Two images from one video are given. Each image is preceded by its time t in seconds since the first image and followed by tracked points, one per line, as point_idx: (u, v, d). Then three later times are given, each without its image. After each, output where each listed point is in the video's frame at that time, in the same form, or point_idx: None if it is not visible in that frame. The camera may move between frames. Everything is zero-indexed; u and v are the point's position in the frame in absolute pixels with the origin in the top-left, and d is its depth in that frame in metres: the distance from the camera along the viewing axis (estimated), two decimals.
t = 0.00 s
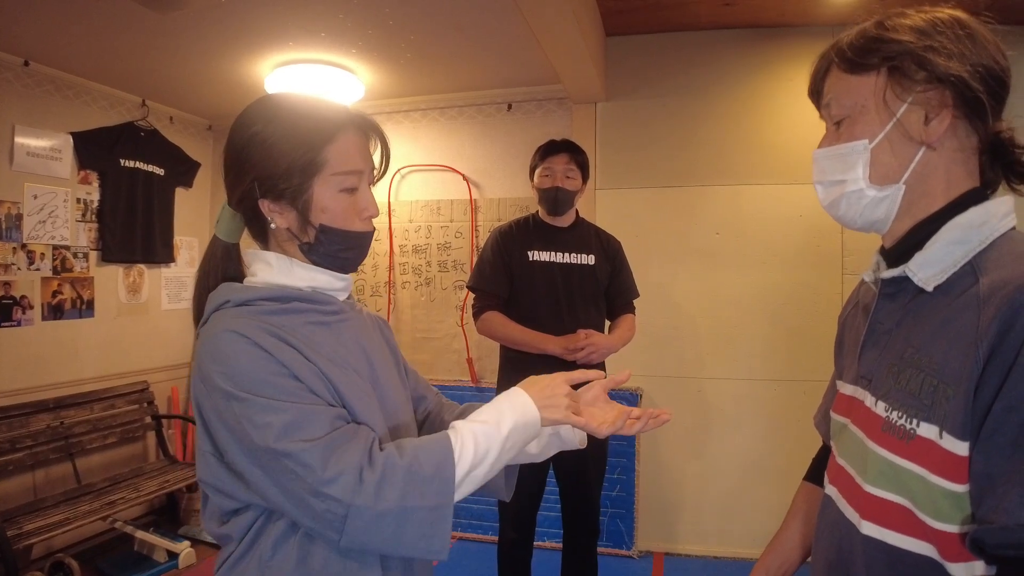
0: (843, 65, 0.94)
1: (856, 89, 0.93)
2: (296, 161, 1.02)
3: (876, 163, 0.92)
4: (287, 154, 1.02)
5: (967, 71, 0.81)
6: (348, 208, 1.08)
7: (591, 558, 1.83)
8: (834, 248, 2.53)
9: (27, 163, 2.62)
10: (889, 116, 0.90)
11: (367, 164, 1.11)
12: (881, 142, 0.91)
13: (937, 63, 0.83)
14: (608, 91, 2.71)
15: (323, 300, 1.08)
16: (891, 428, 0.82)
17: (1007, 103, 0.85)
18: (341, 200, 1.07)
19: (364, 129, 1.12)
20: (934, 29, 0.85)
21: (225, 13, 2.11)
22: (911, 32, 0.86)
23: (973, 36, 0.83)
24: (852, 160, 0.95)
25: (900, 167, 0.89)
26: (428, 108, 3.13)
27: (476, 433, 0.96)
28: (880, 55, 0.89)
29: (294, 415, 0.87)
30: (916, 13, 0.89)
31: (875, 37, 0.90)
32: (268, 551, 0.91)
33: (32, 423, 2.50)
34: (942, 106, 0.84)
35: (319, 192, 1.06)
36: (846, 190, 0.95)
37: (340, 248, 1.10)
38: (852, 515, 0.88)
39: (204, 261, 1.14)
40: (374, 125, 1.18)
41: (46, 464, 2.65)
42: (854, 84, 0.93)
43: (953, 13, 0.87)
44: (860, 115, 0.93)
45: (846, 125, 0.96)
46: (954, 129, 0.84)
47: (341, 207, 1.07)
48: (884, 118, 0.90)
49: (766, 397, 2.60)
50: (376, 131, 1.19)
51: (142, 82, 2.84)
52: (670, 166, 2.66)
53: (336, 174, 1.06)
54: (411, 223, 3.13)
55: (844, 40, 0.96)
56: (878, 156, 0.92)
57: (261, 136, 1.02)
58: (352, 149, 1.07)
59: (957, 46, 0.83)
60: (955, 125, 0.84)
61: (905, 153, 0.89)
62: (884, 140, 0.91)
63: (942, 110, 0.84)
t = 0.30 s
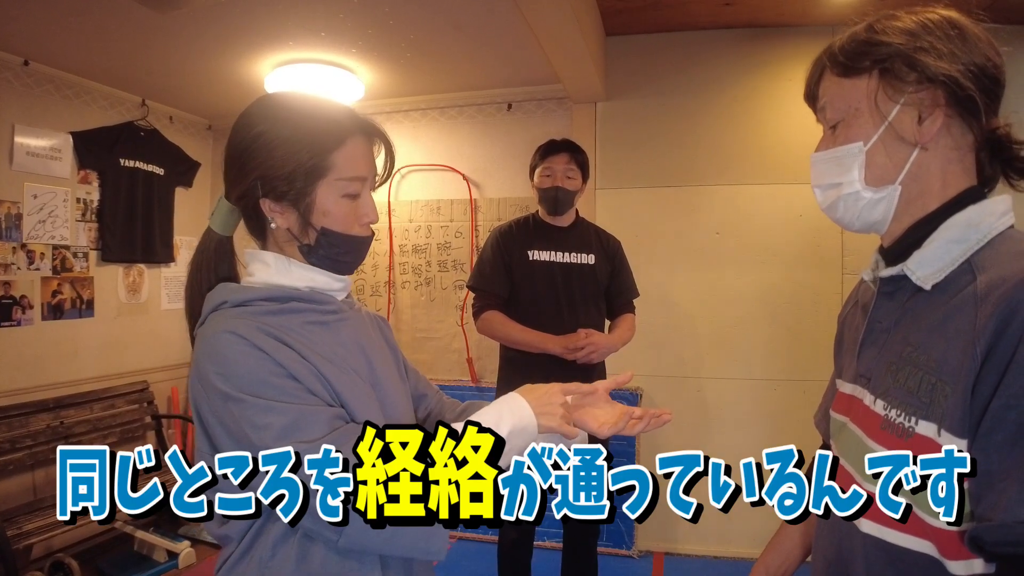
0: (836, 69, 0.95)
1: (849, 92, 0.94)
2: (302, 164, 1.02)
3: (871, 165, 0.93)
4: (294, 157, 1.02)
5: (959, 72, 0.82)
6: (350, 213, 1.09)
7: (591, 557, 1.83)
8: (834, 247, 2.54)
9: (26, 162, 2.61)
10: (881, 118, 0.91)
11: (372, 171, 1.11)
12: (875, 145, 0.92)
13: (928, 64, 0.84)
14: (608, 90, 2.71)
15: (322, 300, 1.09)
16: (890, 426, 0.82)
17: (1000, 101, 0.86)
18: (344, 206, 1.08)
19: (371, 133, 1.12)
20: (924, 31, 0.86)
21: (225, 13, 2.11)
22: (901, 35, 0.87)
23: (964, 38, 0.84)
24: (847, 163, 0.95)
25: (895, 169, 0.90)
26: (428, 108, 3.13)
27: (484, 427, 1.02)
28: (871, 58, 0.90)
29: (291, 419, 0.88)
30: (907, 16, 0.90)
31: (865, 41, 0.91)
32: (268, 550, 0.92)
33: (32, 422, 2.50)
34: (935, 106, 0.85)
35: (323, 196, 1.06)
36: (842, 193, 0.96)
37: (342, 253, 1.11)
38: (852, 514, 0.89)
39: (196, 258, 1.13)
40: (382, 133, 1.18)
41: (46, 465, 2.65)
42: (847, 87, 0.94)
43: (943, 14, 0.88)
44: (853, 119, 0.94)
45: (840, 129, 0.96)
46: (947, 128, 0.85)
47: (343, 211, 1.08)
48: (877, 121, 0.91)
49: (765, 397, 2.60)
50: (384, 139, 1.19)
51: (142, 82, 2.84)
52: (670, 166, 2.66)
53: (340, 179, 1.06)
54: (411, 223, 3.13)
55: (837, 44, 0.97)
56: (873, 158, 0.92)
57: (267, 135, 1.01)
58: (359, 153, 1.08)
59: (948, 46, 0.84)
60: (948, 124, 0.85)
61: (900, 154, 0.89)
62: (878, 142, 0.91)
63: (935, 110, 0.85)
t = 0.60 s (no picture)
0: (835, 71, 0.95)
1: (848, 94, 0.94)
2: (306, 166, 1.02)
3: (870, 167, 0.93)
4: (298, 158, 1.01)
5: (959, 74, 0.82)
6: (352, 214, 1.09)
7: (591, 557, 1.83)
8: (833, 248, 2.54)
9: (27, 162, 2.61)
10: (880, 120, 0.91)
11: (375, 172, 1.11)
12: (875, 146, 0.92)
13: (927, 66, 0.84)
14: (609, 91, 2.71)
15: (321, 301, 1.09)
16: (889, 427, 0.83)
17: (999, 103, 0.86)
18: (346, 207, 1.07)
19: (375, 135, 1.12)
20: (924, 33, 0.86)
21: (225, 13, 2.10)
22: (900, 37, 0.87)
23: (964, 40, 0.84)
24: (846, 165, 0.95)
25: (894, 171, 0.90)
26: (428, 108, 3.13)
27: (484, 428, 1.02)
28: (871, 60, 0.90)
29: (281, 425, 0.87)
30: (906, 18, 0.90)
31: (865, 42, 0.90)
32: (268, 553, 0.91)
33: (32, 423, 2.50)
34: (933, 108, 0.85)
35: (326, 196, 1.06)
36: (841, 195, 0.96)
37: (342, 253, 1.10)
38: (852, 515, 0.89)
39: (197, 257, 1.13)
40: (385, 134, 1.17)
41: (46, 465, 2.65)
42: (847, 89, 0.94)
43: (943, 16, 0.88)
44: (853, 120, 0.94)
45: (840, 130, 0.96)
46: (946, 130, 0.85)
47: (345, 212, 1.08)
48: (876, 123, 0.91)
49: (765, 397, 2.60)
50: (387, 140, 1.18)
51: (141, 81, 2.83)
52: (670, 166, 2.66)
53: (342, 181, 1.06)
54: (412, 223, 3.13)
55: (837, 45, 0.97)
56: (872, 160, 0.92)
57: (271, 135, 1.02)
58: (364, 156, 1.07)
59: (947, 48, 0.84)
60: (948, 126, 0.85)
61: (899, 156, 0.89)
62: (877, 144, 0.92)
63: (934, 112, 0.84)
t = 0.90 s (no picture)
0: (836, 69, 0.95)
1: (849, 92, 0.94)
2: (299, 160, 1.02)
3: (869, 165, 0.93)
4: (293, 150, 1.02)
5: (960, 74, 0.82)
6: (349, 210, 1.08)
7: (591, 557, 1.83)
8: (833, 248, 2.54)
9: (28, 162, 2.61)
10: (880, 119, 0.91)
11: (372, 167, 1.10)
12: (874, 144, 0.92)
13: (928, 65, 0.84)
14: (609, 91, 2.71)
15: (323, 299, 1.09)
16: (889, 426, 0.83)
17: (999, 104, 0.86)
18: (343, 202, 1.07)
19: (372, 131, 1.12)
20: (926, 32, 0.86)
21: (226, 12, 2.11)
22: (903, 36, 0.88)
23: (965, 39, 0.84)
24: (845, 162, 0.95)
25: (893, 169, 0.90)
26: (429, 108, 3.13)
27: (483, 428, 1.08)
28: (872, 58, 0.90)
29: (283, 417, 0.87)
30: (908, 17, 0.90)
31: (867, 41, 0.91)
32: (268, 552, 0.91)
33: (33, 422, 2.50)
34: (933, 107, 0.85)
35: (321, 191, 1.05)
36: (839, 192, 0.97)
37: (340, 251, 1.10)
38: (852, 513, 0.89)
39: (204, 258, 1.13)
40: (381, 129, 1.17)
41: (47, 465, 2.65)
42: (848, 86, 0.94)
43: (944, 16, 0.88)
44: (853, 118, 0.94)
45: (839, 127, 0.96)
46: (946, 130, 0.85)
47: (342, 208, 1.07)
48: (876, 121, 0.91)
49: (765, 397, 2.60)
50: (383, 136, 1.18)
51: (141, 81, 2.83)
52: (670, 166, 2.66)
53: (337, 175, 1.05)
54: (412, 223, 3.14)
55: (838, 43, 0.97)
56: (871, 158, 0.92)
57: (268, 131, 1.02)
58: (357, 151, 1.07)
59: (948, 48, 0.84)
60: (947, 125, 0.85)
61: (898, 154, 0.89)
62: (876, 142, 0.92)
63: (934, 112, 0.85)
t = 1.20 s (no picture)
0: (839, 67, 0.95)
1: (850, 90, 0.93)
2: (288, 154, 1.02)
3: (869, 163, 0.93)
4: (283, 144, 1.02)
5: (961, 75, 0.82)
6: (342, 202, 1.08)
7: (591, 558, 1.83)
8: (833, 248, 2.54)
9: (28, 162, 2.61)
10: (882, 116, 0.91)
11: (362, 159, 1.10)
12: (875, 142, 0.92)
13: (930, 65, 0.84)
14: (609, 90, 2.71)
15: (322, 301, 1.09)
16: (888, 424, 0.83)
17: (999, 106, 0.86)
18: (334, 194, 1.07)
19: (361, 125, 1.12)
20: (929, 32, 0.87)
21: (227, 12, 2.11)
22: (907, 35, 0.88)
23: (967, 40, 0.84)
24: (844, 160, 0.95)
25: (892, 168, 0.90)
26: (429, 108, 3.13)
27: (483, 429, 1.10)
28: (875, 56, 0.90)
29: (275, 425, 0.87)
30: (911, 17, 0.90)
31: (870, 39, 0.91)
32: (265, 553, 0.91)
33: (33, 422, 2.50)
34: (935, 107, 0.85)
35: (312, 186, 1.05)
36: (838, 189, 0.96)
37: (336, 244, 1.09)
38: (851, 513, 0.89)
39: (206, 258, 1.14)
40: (368, 119, 1.16)
41: (47, 465, 2.65)
42: (850, 84, 0.94)
43: (947, 17, 0.88)
44: (854, 115, 0.94)
45: (839, 124, 0.96)
46: (946, 130, 0.85)
47: (334, 201, 1.07)
48: (877, 118, 0.91)
49: (765, 397, 2.60)
50: (370, 126, 1.18)
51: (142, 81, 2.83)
52: (670, 166, 2.66)
53: (327, 168, 1.05)
54: (412, 222, 3.14)
55: (840, 41, 0.97)
56: (870, 156, 0.92)
57: (261, 127, 1.02)
58: (345, 143, 1.06)
59: (950, 48, 0.84)
60: (947, 125, 0.85)
61: (897, 153, 0.89)
62: (877, 140, 0.92)
63: (935, 111, 0.85)
